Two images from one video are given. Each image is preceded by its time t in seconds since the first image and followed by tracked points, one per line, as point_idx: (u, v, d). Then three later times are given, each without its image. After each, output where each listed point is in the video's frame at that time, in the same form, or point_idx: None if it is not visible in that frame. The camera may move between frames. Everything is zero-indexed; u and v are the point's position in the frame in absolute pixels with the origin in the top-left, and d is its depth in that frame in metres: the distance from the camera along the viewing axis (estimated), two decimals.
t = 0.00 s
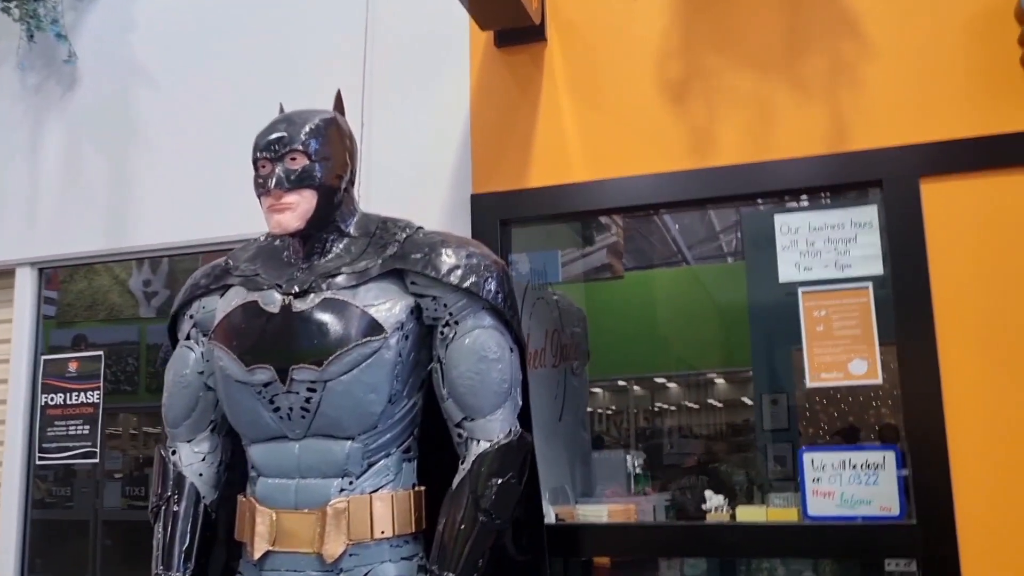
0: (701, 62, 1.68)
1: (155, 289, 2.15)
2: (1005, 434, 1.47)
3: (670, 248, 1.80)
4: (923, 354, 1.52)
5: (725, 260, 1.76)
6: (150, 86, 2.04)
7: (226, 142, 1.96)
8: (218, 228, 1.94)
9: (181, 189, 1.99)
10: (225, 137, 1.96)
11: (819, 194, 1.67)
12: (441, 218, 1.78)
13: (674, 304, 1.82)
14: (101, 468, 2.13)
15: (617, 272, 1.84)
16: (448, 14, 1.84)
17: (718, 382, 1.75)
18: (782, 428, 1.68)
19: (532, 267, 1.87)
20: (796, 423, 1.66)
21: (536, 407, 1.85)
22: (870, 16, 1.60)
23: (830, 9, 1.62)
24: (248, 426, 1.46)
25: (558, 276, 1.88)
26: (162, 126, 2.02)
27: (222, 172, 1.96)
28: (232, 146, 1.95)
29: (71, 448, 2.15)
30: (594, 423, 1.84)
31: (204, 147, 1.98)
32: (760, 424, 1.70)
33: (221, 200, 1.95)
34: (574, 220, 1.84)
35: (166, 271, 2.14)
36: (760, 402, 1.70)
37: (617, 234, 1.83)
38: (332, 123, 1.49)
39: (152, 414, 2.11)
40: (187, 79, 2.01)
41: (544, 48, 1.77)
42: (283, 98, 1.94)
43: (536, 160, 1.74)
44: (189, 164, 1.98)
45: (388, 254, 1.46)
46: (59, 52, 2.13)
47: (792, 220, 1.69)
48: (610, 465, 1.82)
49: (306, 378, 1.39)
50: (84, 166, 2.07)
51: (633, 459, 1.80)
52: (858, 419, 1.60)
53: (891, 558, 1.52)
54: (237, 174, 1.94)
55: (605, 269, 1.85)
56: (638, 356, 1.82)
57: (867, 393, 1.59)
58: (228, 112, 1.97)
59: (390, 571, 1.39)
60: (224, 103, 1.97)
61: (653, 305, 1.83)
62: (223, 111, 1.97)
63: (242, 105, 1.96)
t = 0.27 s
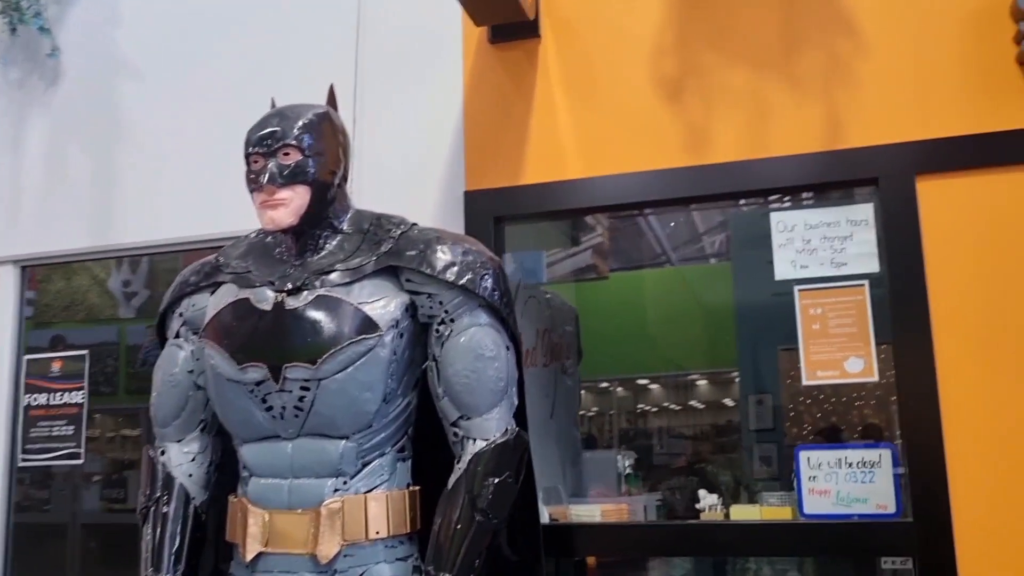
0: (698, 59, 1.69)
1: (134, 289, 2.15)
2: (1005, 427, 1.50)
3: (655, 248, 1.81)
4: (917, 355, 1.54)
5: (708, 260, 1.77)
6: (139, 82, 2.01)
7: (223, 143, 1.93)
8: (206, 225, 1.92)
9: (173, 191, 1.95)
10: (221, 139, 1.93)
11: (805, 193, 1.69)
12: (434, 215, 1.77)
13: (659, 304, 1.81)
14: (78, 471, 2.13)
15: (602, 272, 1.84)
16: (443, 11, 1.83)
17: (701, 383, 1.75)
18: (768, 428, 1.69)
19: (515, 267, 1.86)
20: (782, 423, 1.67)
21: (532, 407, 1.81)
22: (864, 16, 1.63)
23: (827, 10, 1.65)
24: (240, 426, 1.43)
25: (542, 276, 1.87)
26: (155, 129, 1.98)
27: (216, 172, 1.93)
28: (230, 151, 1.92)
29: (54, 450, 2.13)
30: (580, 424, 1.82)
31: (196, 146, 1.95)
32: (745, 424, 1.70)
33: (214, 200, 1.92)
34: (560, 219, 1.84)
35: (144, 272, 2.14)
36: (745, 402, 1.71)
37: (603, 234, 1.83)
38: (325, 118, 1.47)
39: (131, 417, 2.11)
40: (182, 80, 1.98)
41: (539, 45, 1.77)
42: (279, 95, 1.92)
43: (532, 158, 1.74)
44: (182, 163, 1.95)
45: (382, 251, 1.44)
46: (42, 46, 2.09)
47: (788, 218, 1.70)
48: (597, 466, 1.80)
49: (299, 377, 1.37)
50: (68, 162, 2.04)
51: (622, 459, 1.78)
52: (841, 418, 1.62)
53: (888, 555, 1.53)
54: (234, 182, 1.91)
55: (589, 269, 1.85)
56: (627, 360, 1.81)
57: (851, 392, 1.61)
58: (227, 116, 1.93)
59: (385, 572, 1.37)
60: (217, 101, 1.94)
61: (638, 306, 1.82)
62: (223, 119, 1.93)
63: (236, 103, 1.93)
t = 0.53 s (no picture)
0: (694, 53, 1.70)
1: (117, 286, 2.14)
2: (1004, 426, 1.50)
3: (639, 247, 1.81)
4: (915, 352, 1.55)
5: (691, 258, 1.78)
6: (131, 76, 1.99)
7: (216, 136, 1.91)
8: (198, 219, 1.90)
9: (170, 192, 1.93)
10: (219, 141, 1.91)
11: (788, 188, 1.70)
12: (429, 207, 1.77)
13: (642, 302, 1.81)
14: (60, 469, 2.10)
15: (588, 268, 1.84)
16: (441, 6, 1.83)
17: (683, 381, 1.76)
18: (755, 424, 1.70)
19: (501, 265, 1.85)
20: (769, 420, 1.68)
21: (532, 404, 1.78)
22: (861, 11, 1.63)
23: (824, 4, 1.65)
24: (236, 420, 1.42)
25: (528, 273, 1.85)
26: (151, 130, 1.96)
27: (214, 169, 1.91)
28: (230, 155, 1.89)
29: (42, 446, 2.11)
30: (574, 419, 1.82)
31: (194, 146, 1.93)
32: (732, 420, 1.72)
33: (209, 197, 1.90)
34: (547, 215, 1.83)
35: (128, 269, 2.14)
36: (731, 399, 1.72)
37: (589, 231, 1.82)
38: (322, 109, 1.46)
39: (116, 416, 2.10)
40: (180, 81, 1.95)
41: (535, 38, 1.77)
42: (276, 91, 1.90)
43: (526, 152, 1.74)
44: (174, 156, 1.93)
45: (380, 244, 1.43)
46: (29, 37, 2.07)
47: (785, 213, 1.70)
48: (586, 463, 1.80)
49: (296, 370, 1.35)
50: (55, 155, 2.01)
51: (614, 454, 1.79)
52: (826, 415, 1.64)
53: (885, 548, 1.54)
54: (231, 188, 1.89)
55: (576, 266, 1.84)
56: (618, 361, 1.80)
57: (836, 389, 1.63)
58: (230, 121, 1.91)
59: (383, 567, 1.35)
60: (209, 93, 1.93)
61: (622, 305, 1.82)
62: (225, 124, 1.91)
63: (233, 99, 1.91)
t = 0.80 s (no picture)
0: (709, 47, 1.70)
1: (120, 284, 2.13)
2: None
3: (643, 245, 1.80)
4: (932, 347, 1.56)
5: (694, 257, 1.78)
6: (141, 69, 1.98)
7: (226, 129, 1.91)
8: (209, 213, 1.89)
9: (178, 189, 1.92)
10: (228, 138, 1.90)
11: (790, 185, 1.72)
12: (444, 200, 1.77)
13: (648, 300, 1.81)
14: (64, 467, 2.11)
15: (593, 267, 1.83)
16: (454, 0, 1.82)
17: (686, 381, 1.76)
18: (761, 422, 1.70)
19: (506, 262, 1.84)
20: (774, 418, 1.68)
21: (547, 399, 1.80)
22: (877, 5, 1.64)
23: None
24: (250, 415, 1.41)
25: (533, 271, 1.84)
26: (159, 127, 1.95)
27: (225, 162, 1.90)
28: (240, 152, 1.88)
29: (53, 442, 2.12)
30: (588, 416, 1.81)
31: (202, 142, 1.92)
32: (737, 419, 1.71)
33: (219, 191, 1.90)
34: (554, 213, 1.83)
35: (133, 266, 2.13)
36: (739, 398, 1.72)
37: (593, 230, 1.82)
38: (338, 102, 1.45)
39: (119, 414, 2.09)
40: (188, 78, 1.94)
41: (549, 32, 1.77)
42: (290, 85, 1.90)
43: (539, 149, 1.75)
44: (185, 150, 1.93)
45: (396, 237, 1.42)
46: (39, 31, 2.06)
47: (802, 207, 1.71)
48: (596, 461, 1.79)
49: (312, 364, 1.35)
50: (65, 149, 2.01)
51: (626, 451, 1.78)
52: (831, 412, 1.64)
53: (904, 545, 1.55)
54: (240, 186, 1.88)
55: (581, 265, 1.84)
56: (628, 359, 1.80)
57: (840, 387, 1.64)
58: (237, 118, 1.90)
59: (399, 564, 1.35)
60: (219, 87, 1.92)
61: (627, 303, 1.82)
62: (235, 121, 1.90)
63: (240, 94, 1.91)
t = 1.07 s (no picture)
0: (722, 37, 1.72)
1: (122, 278, 2.13)
2: None
3: (645, 240, 1.82)
4: (947, 336, 1.56)
5: (695, 253, 1.79)
6: (149, 59, 1.99)
7: (235, 118, 1.91)
8: (217, 202, 1.90)
9: (185, 179, 1.93)
10: (237, 130, 1.90)
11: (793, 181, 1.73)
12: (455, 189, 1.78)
13: (655, 292, 1.82)
14: (66, 460, 2.11)
15: (595, 262, 1.84)
16: None
17: (686, 376, 1.77)
18: (765, 417, 1.71)
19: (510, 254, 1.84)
20: (778, 412, 1.69)
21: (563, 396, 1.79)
22: None
23: None
24: (262, 404, 1.40)
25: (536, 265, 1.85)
26: (167, 118, 1.96)
27: (233, 150, 1.90)
28: (248, 142, 1.89)
29: (61, 433, 2.11)
30: (597, 408, 1.81)
31: (214, 133, 1.92)
32: (739, 414, 1.72)
33: (228, 179, 1.90)
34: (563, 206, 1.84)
35: (134, 259, 2.13)
36: (744, 392, 1.73)
37: (597, 224, 1.84)
38: (350, 91, 1.44)
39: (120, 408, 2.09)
40: (197, 68, 1.95)
41: (560, 22, 1.78)
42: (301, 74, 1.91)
43: (549, 139, 1.76)
44: (193, 139, 1.93)
45: (409, 226, 1.41)
46: (46, 21, 2.07)
47: (816, 196, 1.72)
48: (603, 454, 1.79)
49: (325, 354, 1.34)
50: (73, 138, 2.02)
51: (634, 443, 1.79)
52: (834, 408, 1.66)
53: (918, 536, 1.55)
54: (247, 176, 1.88)
55: (583, 260, 1.85)
56: (639, 351, 1.81)
57: (843, 382, 1.66)
58: (246, 109, 1.91)
59: (412, 554, 1.34)
60: (229, 77, 1.93)
61: (632, 296, 1.83)
62: (243, 110, 1.91)
63: (247, 86, 1.91)
